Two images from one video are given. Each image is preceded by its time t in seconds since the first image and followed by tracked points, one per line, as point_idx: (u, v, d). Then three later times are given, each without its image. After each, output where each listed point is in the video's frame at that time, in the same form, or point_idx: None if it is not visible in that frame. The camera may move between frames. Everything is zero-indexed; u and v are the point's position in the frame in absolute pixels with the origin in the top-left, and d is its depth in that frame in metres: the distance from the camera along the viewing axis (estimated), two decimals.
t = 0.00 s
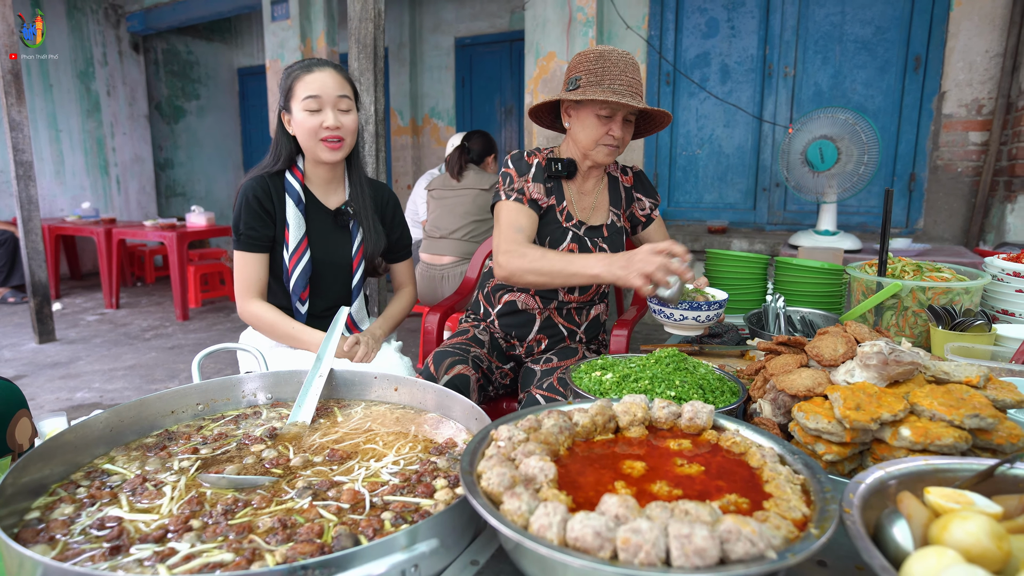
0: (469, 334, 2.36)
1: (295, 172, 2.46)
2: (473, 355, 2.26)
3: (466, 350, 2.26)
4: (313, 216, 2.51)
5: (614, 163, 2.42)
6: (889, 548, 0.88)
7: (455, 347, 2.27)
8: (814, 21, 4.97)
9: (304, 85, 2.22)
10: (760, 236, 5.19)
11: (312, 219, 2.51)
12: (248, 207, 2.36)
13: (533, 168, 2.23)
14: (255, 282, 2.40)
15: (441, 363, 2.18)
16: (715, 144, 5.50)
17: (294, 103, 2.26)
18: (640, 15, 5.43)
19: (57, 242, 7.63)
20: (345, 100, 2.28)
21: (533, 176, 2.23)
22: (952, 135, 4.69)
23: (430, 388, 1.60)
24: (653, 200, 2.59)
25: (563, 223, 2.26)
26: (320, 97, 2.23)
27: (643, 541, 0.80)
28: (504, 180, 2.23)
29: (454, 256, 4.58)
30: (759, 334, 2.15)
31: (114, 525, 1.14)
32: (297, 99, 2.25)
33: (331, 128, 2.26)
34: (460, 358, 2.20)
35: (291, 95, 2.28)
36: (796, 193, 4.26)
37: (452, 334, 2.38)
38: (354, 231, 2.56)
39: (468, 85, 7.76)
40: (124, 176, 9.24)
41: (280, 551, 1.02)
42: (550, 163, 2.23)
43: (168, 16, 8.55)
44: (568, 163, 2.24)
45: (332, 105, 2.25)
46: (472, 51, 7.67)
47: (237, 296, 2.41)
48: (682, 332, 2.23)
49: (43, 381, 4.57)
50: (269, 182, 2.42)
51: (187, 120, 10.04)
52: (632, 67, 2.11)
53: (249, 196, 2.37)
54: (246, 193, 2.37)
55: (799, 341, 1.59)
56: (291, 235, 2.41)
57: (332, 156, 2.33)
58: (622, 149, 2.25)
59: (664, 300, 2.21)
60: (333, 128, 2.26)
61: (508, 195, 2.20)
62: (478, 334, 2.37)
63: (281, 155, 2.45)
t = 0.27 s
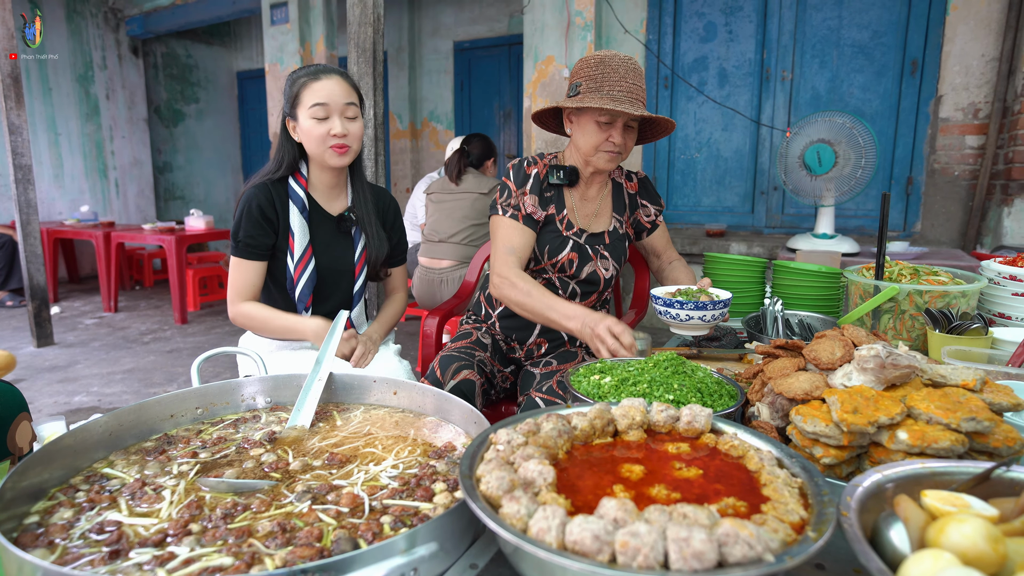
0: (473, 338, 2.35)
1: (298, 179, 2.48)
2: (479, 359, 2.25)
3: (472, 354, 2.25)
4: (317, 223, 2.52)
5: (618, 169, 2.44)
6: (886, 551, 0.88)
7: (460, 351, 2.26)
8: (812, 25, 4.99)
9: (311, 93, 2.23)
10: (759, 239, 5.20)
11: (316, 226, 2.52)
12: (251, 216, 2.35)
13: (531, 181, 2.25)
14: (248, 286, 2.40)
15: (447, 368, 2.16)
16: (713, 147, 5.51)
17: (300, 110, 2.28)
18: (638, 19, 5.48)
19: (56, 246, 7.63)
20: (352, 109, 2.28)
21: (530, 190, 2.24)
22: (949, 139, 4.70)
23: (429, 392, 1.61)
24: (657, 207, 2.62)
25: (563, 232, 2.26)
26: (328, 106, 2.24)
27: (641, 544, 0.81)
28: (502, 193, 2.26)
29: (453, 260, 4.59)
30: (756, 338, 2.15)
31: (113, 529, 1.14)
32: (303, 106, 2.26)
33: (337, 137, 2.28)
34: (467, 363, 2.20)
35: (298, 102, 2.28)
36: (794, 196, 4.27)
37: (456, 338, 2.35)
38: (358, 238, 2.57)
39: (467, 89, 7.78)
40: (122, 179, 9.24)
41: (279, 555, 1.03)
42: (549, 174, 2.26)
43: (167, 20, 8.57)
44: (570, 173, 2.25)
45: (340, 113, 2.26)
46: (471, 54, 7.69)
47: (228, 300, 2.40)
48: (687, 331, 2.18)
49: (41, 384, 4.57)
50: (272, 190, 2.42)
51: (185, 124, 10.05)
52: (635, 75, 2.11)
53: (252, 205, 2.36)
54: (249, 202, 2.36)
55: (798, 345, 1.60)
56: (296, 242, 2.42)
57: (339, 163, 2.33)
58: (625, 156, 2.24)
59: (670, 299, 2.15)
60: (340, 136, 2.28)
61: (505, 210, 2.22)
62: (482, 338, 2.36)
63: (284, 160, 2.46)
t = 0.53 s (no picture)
0: (473, 342, 2.34)
1: (300, 177, 2.48)
2: (477, 365, 2.26)
3: (469, 360, 2.26)
4: (319, 221, 2.55)
5: (628, 175, 2.44)
6: (882, 550, 0.89)
7: (457, 358, 2.27)
8: (809, 28, 5.01)
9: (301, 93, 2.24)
10: (757, 241, 5.22)
11: (315, 225, 2.54)
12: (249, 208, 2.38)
13: (544, 185, 2.22)
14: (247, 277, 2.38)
15: (444, 376, 2.18)
16: (711, 149, 5.53)
17: (293, 111, 2.29)
18: (636, 22, 5.44)
19: (54, 248, 7.62)
20: (341, 109, 2.28)
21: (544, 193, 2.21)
22: (946, 140, 4.72)
23: (428, 393, 1.61)
24: (663, 212, 2.64)
25: (576, 238, 2.27)
26: (315, 106, 2.24)
27: (639, 543, 0.81)
28: (515, 197, 2.20)
29: (451, 262, 4.61)
30: (755, 338, 2.16)
31: (112, 530, 1.14)
32: (296, 107, 2.28)
33: (325, 138, 2.28)
34: (463, 371, 2.21)
35: (291, 103, 2.30)
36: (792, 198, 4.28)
37: (456, 342, 2.35)
38: (357, 239, 2.57)
39: (465, 91, 7.79)
40: (120, 181, 9.24)
41: (278, 554, 1.03)
42: (563, 178, 2.23)
43: (165, 23, 8.58)
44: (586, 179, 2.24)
45: (327, 114, 2.26)
46: (469, 57, 7.70)
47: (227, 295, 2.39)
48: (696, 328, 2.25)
49: (39, 387, 4.56)
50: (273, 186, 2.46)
51: (184, 126, 10.05)
52: (649, 75, 2.11)
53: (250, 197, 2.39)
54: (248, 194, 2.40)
55: (795, 346, 1.60)
56: (293, 238, 2.42)
57: (329, 165, 2.35)
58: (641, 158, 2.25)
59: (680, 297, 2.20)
60: (328, 137, 2.28)
61: (516, 213, 2.17)
62: (482, 342, 2.35)
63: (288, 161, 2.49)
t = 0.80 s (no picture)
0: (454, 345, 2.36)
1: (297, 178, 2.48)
2: (444, 367, 2.26)
3: (436, 364, 2.26)
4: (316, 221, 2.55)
5: (635, 173, 2.44)
6: (881, 548, 0.89)
7: (425, 359, 2.28)
8: (807, 27, 5.02)
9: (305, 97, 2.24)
10: (755, 241, 5.22)
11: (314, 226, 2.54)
12: (250, 205, 2.38)
13: (597, 172, 2.06)
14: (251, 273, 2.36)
15: (402, 375, 2.21)
16: (710, 149, 5.54)
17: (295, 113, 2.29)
18: (635, 22, 5.52)
19: (53, 249, 7.62)
20: (345, 114, 2.29)
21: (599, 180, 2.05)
22: (945, 140, 4.73)
23: (428, 393, 1.61)
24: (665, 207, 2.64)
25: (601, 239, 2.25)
26: (319, 110, 2.24)
27: (638, 542, 0.81)
28: (574, 187, 2.02)
29: (451, 263, 4.62)
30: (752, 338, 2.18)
31: (113, 530, 1.14)
32: (298, 110, 2.28)
33: (327, 141, 2.28)
34: (424, 372, 2.22)
35: (293, 105, 2.30)
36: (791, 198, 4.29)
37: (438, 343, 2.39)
38: (354, 240, 2.56)
39: (464, 92, 7.80)
40: (120, 183, 9.24)
41: (278, 554, 1.03)
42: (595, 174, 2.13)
43: (164, 24, 8.58)
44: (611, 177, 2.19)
45: (332, 118, 2.26)
46: (468, 57, 7.70)
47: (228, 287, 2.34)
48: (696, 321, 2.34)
49: (39, 388, 4.56)
50: (271, 186, 2.46)
51: (183, 127, 10.05)
52: (660, 66, 2.11)
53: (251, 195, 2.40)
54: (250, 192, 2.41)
55: (793, 346, 1.60)
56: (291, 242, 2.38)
57: (330, 168, 2.36)
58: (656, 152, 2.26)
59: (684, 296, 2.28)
60: (330, 141, 2.29)
61: (585, 199, 1.97)
62: (465, 346, 2.35)
63: (285, 161, 2.48)
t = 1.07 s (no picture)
0: (456, 348, 2.35)
1: (297, 180, 2.49)
2: (446, 371, 2.26)
3: (437, 367, 2.26)
4: (315, 223, 2.54)
5: (641, 175, 2.45)
6: (879, 548, 0.89)
7: (426, 363, 2.27)
8: (806, 28, 5.02)
9: (306, 96, 2.25)
10: (754, 241, 5.22)
11: (315, 226, 2.53)
12: (252, 211, 2.36)
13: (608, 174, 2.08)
14: (251, 280, 2.34)
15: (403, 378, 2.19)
16: (709, 150, 5.55)
17: (295, 113, 2.29)
18: (633, 23, 5.55)
19: (52, 251, 7.62)
20: (346, 112, 2.29)
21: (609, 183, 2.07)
22: (943, 141, 4.73)
23: (427, 395, 1.61)
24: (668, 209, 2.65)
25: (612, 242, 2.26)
26: (321, 109, 2.25)
27: (636, 542, 0.81)
28: (589, 189, 2.02)
29: (451, 264, 4.63)
30: (750, 339, 2.19)
31: (112, 531, 1.14)
32: (298, 110, 2.27)
33: (330, 140, 2.28)
34: (424, 377, 2.20)
35: (293, 106, 2.30)
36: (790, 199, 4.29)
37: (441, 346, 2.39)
38: (356, 239, 2.60)
39: (463, 93, 7.80)
40: (119, 184, 9.24)
41: (277, 555, 1.03)
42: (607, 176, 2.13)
43: (163, 25, 8.59)
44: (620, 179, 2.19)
45: (333, 117, 2.27)
46: (467, 58, 7.71)
47: (229, 294, 2.31)
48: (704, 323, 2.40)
49: (38, 390, 4.55)
50: (272, 188, 2.45)
51: (182, 129, 10.05)
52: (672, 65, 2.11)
53: (252, 200, 2.38)
54: (250, 197, 2.38)
55: (792, 347, 1.60)
56: (298, 245, 2.44)
57: (331, 168, 2.35)
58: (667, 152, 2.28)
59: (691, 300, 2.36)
60: (333, 139, 2.29)
61: (600, 200, 1.98)
62: (467, 349, 2.35)
63: (284, 162, 2.47)
